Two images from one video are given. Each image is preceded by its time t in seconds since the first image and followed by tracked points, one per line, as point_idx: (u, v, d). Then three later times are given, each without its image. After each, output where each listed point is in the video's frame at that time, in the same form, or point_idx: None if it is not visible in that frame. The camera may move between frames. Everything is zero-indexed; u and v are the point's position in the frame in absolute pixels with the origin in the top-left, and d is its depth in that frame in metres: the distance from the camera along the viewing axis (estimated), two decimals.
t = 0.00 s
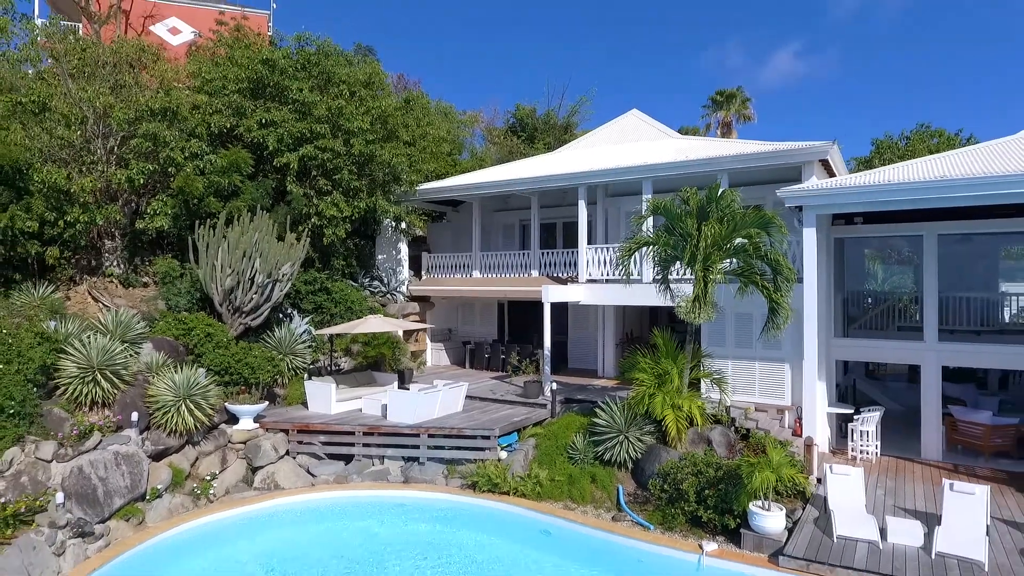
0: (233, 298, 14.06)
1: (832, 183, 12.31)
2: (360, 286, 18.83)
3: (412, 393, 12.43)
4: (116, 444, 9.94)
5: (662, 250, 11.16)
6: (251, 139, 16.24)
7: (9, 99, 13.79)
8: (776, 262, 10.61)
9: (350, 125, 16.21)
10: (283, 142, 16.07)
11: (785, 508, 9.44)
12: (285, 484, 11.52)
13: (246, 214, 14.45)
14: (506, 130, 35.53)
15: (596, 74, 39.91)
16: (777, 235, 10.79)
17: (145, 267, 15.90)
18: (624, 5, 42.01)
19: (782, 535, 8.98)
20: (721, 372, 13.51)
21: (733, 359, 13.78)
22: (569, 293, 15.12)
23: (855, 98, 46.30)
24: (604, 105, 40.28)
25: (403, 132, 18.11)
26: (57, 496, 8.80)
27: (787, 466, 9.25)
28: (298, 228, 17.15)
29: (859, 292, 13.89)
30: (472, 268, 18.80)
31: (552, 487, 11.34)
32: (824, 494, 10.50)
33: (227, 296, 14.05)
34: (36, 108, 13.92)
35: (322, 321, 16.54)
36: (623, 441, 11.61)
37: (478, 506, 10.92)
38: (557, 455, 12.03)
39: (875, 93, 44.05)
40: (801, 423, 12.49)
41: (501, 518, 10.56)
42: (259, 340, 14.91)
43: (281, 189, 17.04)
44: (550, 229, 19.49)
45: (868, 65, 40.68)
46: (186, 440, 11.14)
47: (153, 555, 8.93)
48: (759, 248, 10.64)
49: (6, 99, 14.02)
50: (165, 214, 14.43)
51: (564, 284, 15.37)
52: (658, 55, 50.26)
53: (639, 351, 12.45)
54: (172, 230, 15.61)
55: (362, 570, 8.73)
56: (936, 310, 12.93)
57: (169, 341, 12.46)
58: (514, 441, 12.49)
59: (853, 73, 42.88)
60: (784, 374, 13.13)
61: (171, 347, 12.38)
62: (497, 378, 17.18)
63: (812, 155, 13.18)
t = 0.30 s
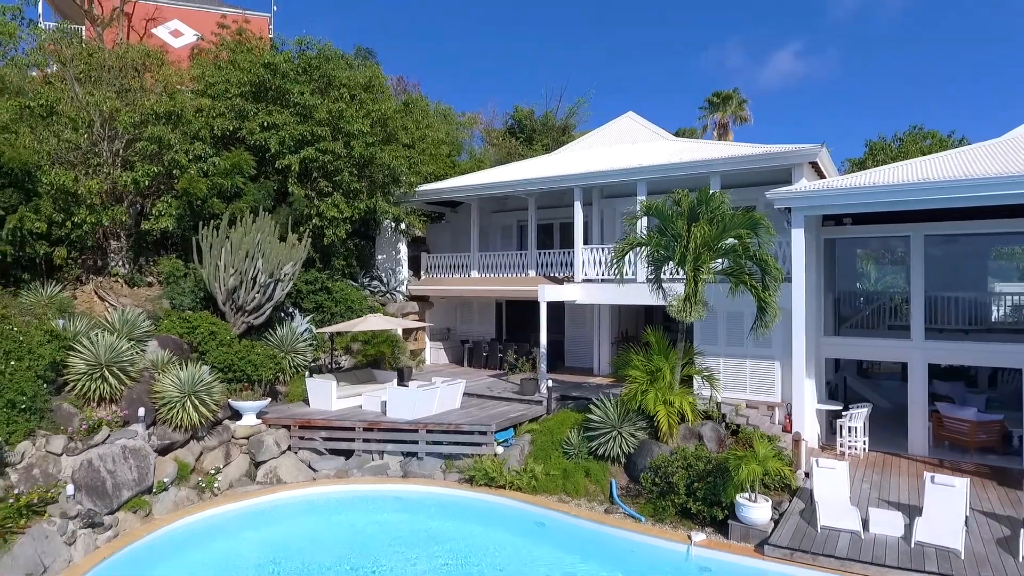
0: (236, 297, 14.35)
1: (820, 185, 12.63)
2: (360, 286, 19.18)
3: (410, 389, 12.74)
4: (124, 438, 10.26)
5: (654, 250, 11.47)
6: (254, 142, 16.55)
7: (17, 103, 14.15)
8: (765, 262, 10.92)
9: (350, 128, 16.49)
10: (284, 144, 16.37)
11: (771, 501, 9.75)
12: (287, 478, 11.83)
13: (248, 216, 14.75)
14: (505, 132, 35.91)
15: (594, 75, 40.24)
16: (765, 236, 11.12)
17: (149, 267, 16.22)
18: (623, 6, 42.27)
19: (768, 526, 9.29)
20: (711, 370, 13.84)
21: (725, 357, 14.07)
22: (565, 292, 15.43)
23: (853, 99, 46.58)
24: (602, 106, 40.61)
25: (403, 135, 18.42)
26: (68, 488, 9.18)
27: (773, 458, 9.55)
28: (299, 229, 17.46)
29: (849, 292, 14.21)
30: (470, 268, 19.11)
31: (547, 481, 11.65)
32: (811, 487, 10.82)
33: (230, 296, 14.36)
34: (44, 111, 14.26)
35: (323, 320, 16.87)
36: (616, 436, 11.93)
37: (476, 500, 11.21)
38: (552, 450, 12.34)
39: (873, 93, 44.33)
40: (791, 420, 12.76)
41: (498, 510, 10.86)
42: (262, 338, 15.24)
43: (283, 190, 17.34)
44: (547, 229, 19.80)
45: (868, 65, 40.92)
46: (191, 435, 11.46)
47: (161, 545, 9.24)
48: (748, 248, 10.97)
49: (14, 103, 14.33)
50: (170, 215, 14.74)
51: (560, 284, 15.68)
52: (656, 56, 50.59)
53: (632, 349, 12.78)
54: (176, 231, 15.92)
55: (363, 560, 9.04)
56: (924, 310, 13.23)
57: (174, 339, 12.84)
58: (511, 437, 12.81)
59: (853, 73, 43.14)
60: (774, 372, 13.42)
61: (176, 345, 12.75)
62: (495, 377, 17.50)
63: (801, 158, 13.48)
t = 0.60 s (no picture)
0: (239, 296, 14.72)
1: (807, 187, 12.99)
2: (359, 286, 19.58)
3: (409, 386, 13.15)
4: (131, 432, 10.63)
5: (645, 250, 11.84)
6: (256, 145, 16.91)
7: (26, 107, 14.54)
8: (751, 262, 11.27)
9: (349, 130, 16.83)
10: (285, 147, 16.71)
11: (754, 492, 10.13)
12: (288, 472, 12.19)
13: (250, 217, 15.08)
14: (503, 133, 36.30)
15: (592, 77, 40.63)
16: (751, 237, 11.49)
17: (153, 267, 16.60)
18: (622, 8, 42.59)
19: (751, 516, 9.66)
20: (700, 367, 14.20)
21: (716, 354, 14.42)
22: (560, 292, 15.79)
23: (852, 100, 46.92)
24: (600, 108, 41.00)
25: (401, 137, 18.76)
26: (78, 480, 9.55)
27: (755, 451, 10.15)
28: (300, 230, 17.82)
29: (836, 292, 14.54)
30: (468, 268, 19.44)
31: (541, 474, 11.99)
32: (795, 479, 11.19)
33: (232, 295, 14.73)
34: (52, 115, 14.71)
35: (323, 319, 17.21)
36: (608, 431, 12.29)
37: (472, 492, 11.54)
38: (546, 445, 12.70)
39: (872, 94, 44.66)
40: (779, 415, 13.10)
41: (494, 503, 11.19)
42: (263, 336, 15.62)
43: (284, 192, 17.68)
44: (544, 230, 20.14)
45: (867, 65, 41.20)
46: (196, 430, 11.82)
47: (167, 535, 9.59)
48: (734, 249, 11.35)
49: (23, 107, 14.73)
50: (174, 216, 15.26)
51: (555, 284, 16.04)
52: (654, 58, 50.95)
53: (624, 346, 13.15)
54: (180, 232, 16.28)
55: (361, 550, 9.38)
56: (909, 309, 13.56)
57: (179, 337, 13.20)
58: (505, 432, 13.20)
59: (853, 73, 43.45)
60: (763, 369, 13.77)
61: (181, 343, 13.14)
62: (491, 374, 17.84)
63: (790, 160, 13.82)
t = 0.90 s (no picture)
0: (242, 295, 15.13)
1: (794, 189, 13.38)
2: (359, 285, 20.01)
3: (408, 383, 13.54)
4: (139, 426, 11.03)
5: (635, 251, 12.22)
6: (258, 148, 17.30)
7: (35, 112, 14.99)
8: (738, 263, 11.66)
9: (349, 134, 17.20)
10: (287, 149, 17.09)
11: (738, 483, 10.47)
12: (290, 466, 12.59)
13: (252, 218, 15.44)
14: (501, 135, 36.73)
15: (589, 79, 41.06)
16: (738, 238, 11.87)
17: (158, 267, 17.03)
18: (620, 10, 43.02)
19: (736, 506, 10.05)
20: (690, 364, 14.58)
21: (706, 352, 14.80)
22: (554, 291, 16.20)
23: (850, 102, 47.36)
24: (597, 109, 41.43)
25: (400, 140, 19.14)
26: (89, 471, 9.96)
27: (739, 444, 10.46)
28: (301, 231, 18.23)
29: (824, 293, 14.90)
30: (465, 268, 19.83)
31: (534, 468, 12.37)
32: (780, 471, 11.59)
33: (236, 294, 15.14)
34: (60, 120, 15.16)
35: (323, 318, 17.62)
36: (599, 425, 12.70)
37: (468, 485, 11.92)
38: (541, 440, 13.09)
39: (870, 95, 45.06)
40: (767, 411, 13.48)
41: (489, 495, 11.57)
42: (266, 334, 16.04)
43: (286, 194, 18.05)
44: (540, 230, 20.54)
45: (868, 65, 41.62)
46: (201, 425, 12.23)
47: (173, 524, 9.97)
48: (721, 249, 11.75)
49: (32, 111, 15.17)
50: (178, 218, 15.67)
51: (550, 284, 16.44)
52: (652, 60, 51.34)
53: (615, 344, 13.55)
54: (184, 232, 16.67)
55: (361, 539, 9.76)
56: (895, 309, 13.91)
57: (184, 335, 13.59)
58: (501, 427, 13.60)
59: (853, 74, 43.85)
60: (751, 366, 14.16)
61: (186, 341, 13.53)
62: (488, 372, 18.23)
63: (778, 163, 14.18)
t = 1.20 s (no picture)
0: (244, 295, 15.54)
1: (780, 192, 13.79)
2: (359, 285, 20.44)
3: (405, 379, 13.91)
4: (146, 420, 11.44)
5: (625, 251, 12.63)
6: (260, 150, 17.69)
7: (43, 116, 15.43)
8: (723, 263, 12.07)
9: (349, 137, 17.61)
10: (288, 152, 17.47)
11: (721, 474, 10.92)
12: (292, 459, 12.99)
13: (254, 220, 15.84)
14: (499, 137, 37.17)
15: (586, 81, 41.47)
16: (723, 239, 12.29)
17: (163, 267, 17.49)
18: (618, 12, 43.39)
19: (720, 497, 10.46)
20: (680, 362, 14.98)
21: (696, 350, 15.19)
22: (548, 290, 16.63)
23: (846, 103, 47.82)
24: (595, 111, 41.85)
25: (399, 143, 19.52)
26: (99, 462, 10.36)
27: (724, 436, 10.92)
28: (302, 231, 18.63)
29: (812, 292, 15.29)
30: (462, 268, 20.23)
31: (528, 461, 12.77)
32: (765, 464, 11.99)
33: (238, 293, 15.53)
34: (67, 124, 15.58)
35: (323, 316, 18.06)
36: (591, 420, 13.10)
37: (464, 478, 12.31)
38: (534, 435, 13.49)
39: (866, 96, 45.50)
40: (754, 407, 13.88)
41: (485, 487, 11.95)
42: (267, 332, 16.45)
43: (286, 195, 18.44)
44: (536, 231, 20.94)
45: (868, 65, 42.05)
46: (205, 420, 12.64)
47: (179, 514, 10.36)
48: (707, 250, 12.17)
49: (40, 115, 15.59)
50: (182, 219, 16.16)
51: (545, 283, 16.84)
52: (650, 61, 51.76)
53: (606, 342, 13.96)
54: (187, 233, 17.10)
55: (360, 529, 10.14)
56: (879, 308, 14.27)
57: (188, 333, 14.00)
58: (496, 422, 13.99)
59: (854, 73, 44.30)
60: (740, 363, 14.56)
61: (190, 338, 13.94)
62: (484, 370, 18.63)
63: (765, 166, 14.57)
